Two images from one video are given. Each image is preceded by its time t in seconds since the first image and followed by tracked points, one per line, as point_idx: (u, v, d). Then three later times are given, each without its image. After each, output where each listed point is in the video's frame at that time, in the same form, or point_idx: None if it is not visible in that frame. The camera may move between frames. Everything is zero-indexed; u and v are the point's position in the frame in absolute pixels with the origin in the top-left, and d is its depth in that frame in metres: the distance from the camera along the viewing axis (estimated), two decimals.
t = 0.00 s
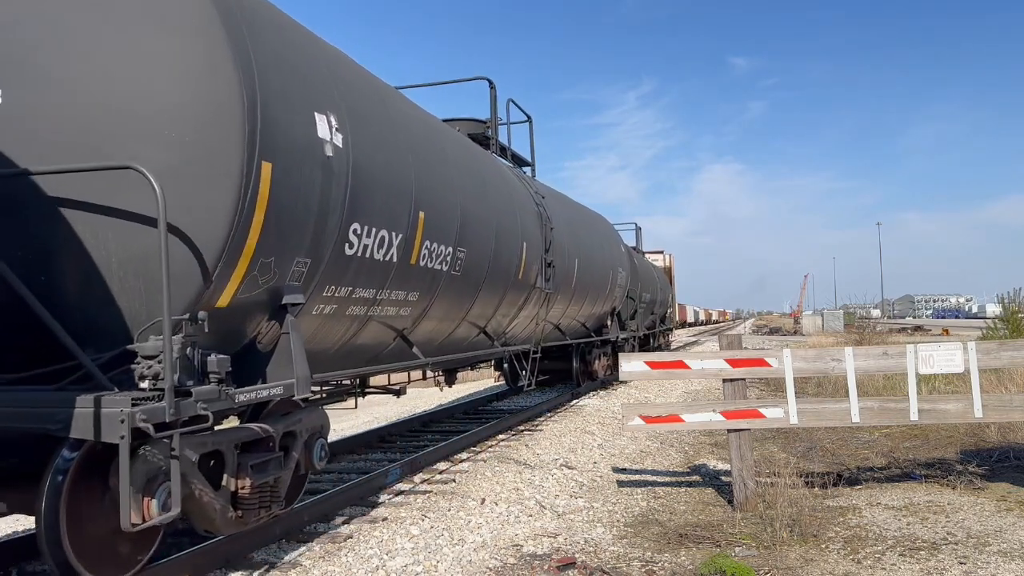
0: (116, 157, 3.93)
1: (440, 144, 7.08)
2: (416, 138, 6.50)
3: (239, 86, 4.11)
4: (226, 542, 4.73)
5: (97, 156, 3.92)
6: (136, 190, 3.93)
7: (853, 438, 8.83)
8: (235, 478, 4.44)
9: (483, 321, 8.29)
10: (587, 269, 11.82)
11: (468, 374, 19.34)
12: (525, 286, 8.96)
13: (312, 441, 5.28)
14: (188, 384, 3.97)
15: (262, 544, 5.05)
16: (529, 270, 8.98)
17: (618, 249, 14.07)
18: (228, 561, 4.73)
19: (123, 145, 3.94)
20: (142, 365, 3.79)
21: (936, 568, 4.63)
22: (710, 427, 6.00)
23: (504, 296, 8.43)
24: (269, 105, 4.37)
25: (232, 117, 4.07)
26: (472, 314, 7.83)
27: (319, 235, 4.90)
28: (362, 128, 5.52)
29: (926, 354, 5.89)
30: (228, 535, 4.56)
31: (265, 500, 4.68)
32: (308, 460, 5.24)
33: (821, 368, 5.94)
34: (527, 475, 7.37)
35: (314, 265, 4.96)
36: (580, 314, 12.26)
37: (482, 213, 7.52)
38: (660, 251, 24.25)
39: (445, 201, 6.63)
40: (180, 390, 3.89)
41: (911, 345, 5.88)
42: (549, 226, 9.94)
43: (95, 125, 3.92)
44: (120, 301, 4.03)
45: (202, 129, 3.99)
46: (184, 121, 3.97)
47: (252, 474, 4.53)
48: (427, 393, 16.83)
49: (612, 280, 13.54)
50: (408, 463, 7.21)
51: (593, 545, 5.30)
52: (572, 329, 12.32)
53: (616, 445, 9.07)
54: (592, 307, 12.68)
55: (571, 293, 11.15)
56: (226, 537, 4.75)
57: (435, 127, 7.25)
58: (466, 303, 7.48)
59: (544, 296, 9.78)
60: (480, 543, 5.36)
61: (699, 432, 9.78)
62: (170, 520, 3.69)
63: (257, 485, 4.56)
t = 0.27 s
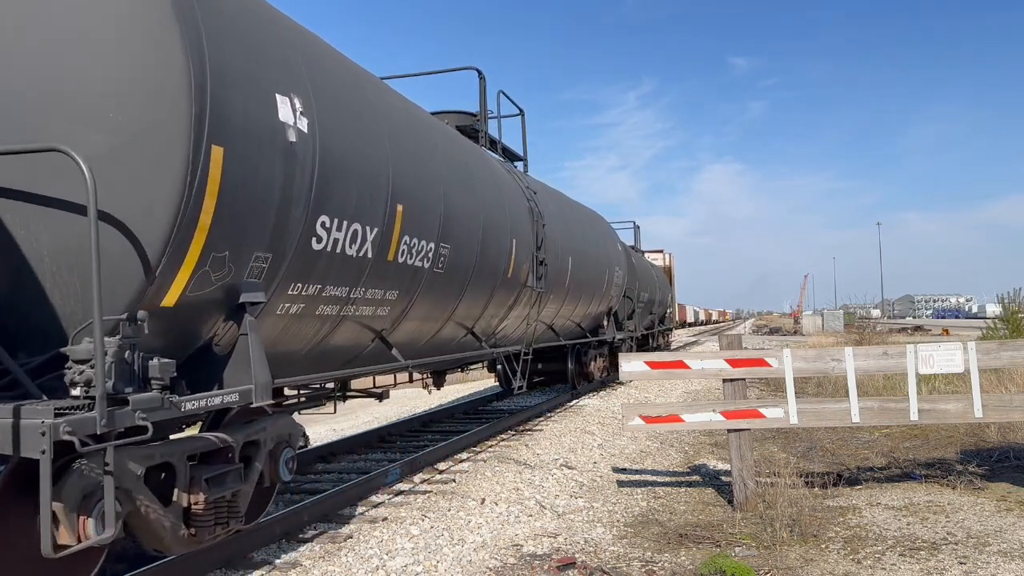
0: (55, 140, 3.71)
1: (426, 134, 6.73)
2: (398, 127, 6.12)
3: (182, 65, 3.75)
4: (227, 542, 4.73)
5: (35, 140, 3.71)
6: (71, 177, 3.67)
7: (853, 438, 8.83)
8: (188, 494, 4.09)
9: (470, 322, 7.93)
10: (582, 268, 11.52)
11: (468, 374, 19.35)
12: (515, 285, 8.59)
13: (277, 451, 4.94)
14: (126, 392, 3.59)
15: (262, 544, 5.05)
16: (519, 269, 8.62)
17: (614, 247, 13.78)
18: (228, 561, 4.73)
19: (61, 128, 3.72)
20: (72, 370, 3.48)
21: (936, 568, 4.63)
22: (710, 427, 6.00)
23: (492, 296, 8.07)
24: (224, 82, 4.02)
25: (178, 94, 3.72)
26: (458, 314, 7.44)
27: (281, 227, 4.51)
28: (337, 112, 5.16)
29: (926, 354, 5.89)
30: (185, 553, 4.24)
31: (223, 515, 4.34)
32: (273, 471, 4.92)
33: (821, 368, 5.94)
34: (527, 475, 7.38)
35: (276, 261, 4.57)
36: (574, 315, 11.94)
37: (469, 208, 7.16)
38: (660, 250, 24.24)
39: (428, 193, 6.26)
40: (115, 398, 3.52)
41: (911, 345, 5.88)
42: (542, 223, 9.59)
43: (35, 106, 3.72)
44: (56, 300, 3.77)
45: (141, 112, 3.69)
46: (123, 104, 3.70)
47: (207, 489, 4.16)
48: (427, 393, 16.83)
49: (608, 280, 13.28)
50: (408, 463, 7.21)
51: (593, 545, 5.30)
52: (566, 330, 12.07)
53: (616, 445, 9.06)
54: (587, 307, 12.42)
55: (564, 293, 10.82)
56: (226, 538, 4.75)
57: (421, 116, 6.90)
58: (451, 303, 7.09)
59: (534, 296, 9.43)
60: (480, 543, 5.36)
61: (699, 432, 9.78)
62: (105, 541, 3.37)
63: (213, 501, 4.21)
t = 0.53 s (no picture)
0: None
1: (404, 124, 6.46)
2: (371, 115, 5.84)
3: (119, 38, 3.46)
4: (227, 542, 4.73)
5: None
6: None
7: (853, 438, 8.83)
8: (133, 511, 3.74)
9: (453, 322, 7.67)
10: (574, 267, 11.29)
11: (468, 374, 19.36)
12: (500, 283, 8.34)
13: (239, 464, 4.57)
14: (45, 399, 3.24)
15: (262, 544, 5.05)
16: (504, 267, 8.37)
17: (609, 245, 13.52)
18: (229, 561, 4.73)
19: None
20: None
21: (936, 568, 4.63)
22: (710, 427, 6.01)
23: (475, 295, 7.81)
24: (170, 60, 3.75)
25: (113, 71, 3.43)
26: (439, 313, 7.18)
27: (237, 219, 4.24)
28: (304, 98, 4.90)
29: (926, 354, 5.89)
30: None
31: (172, 535, 3.95)
32: (234, 485, 4.53)
33: (821, 368, 5.94)
34: (527, 475, 7.38)
35: (232, 256, 4.31)
36: (566, 315, 11.70)
37: (448, 202, 6.90)
38: (660, 250, 24.23)
39: (404, 185, 6.00)
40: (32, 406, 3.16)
41: (911, 345, 5.88)
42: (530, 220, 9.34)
43: None
44: None
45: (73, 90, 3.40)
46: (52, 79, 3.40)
47: (153, 506, 3.81)
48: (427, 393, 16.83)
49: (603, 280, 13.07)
50: (408, 463, 7.21)
51: (593, 545, 5.30)
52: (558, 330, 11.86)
53: (616, 444, 9.06)
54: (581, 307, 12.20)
55: (554, 291, 10.57)
56: (226, 538, 4.75)
57: (398, 105, 6.63)
58: (430, 302, 6.83)
59: (522, 295, 9.18)
60: (480, 543, 5.36)
61: (699, 432, 9.78)
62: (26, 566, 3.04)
63: (162, 518, 3.85)
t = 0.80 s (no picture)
0: None
1: (382, 109, 6.04)
2: (345, 98, 5.40)
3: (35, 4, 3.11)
4: (227, 542, 4.73)
5: None
6: None
7: (853, 438, 8.83)
8: (62, 532, 3.26)
9: (438, 322, 7.25)
10: (568, 265, 10.95)
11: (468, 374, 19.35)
12: (487, 281, 7.94)
13: (193, 475, 4.04)
14: None
15: (262, 544, 5.06)
16: (492, 264, 7.95)
17: (605, 242, 13.21)
18: (229, 561, 4.73)
19: None
20: None
21: (936, 568, 4.63)
22: (710, 427, 6.01)
23: (461, 293, 7.38)
24: (97, 27, 3.36)
25: (26, 38, 3.08)
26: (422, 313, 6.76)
27: (181, 208, 3.81)
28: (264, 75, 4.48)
29: (926, 354, 5.89)
30: None
31: (108, 558, 3.45)
32: (186, 500, 3.99)
33: (820, 368, 5.94)
34: (527, 475, 7.38)
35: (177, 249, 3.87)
36: (559, 316, 11.33)
37: (431, 193, 6.46)
38: (660, 249, 24.22)
39: (381, 174, 5.56)
40: None
41: (911, 345, 5.88)
42: (520, 215, 8.95)
43: None
44: None
45: None
46: None
47: (86, 526, 3.33)
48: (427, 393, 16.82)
49: (598, 279, 12.75)
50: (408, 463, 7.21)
51: (593, 545, 5.30)
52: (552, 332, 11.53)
53: (616, 445, 9.06)
54: (576, 307, 11.90)
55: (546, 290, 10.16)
56: (226, 538, 4.75)
57: (376, 89, 6.21)
58: (411, 301, 6.39)
59: (511, 294, 8.79)
60: (480, 543, 5.36)
61: (699, 432, 9.78)
62: None
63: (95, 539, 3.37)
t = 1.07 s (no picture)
0: None
1: (354, 94, 5.65)
2: (312, 81, 5.02)
3: None
4: (227, 542, 4.74)
5: None
6: None
7: (853, 438, 8.83)
8: None
9: (419, 322, 6.88)
10: (560, 264, 10.58)
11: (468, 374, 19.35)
12: (472, 280, 7.56)
13: (134, 492, 3.71)
14: None
15: (262, 543, 5.06)
16: (477, 261, 7.58)
17: (601, 242, 12.94)
18: (229, 561, 4.74)
19: None
20: None
21: (936, 568, 4.63)
22: (709, 427, 6.01)
23: (444, 291, 7.01)
24: None
25: None
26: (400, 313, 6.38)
27: (112, 195, 3.38)
28: (216, 51, 4.09)
29: (926, 354, 5.90)
30: None
31: None
32: (129, 517, 3.68)
33: (821, 368, 5.94)
34: (527, 475, 7.38)
35: (111, 242, 3.46)
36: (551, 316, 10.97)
37: (410, 185, 6.08)
38: (659, 249, 24.22)
39: (352, 163, 5.18)
40: None
41: (911, 345, 5.87)
42: (507, 211, 8.57)
43: None
44: None
45: None
46: None
47: (10, 549, 2.98)
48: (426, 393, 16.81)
49: (594, 279, 12.41)
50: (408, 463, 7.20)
51: (593, 545, 5.30)
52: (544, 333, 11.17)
53: (616, 445, 9.06)
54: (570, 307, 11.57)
55: (536, 290, 9.78)
56: (226, 538, 4.75)
57: (349, 74, 5.84)
58: (387, 300, 6.00)
59: (499, 293, 8.41)
60: (480, 543, 5.36)
61: (699, 432, 9.78)
62: None
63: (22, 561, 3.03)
